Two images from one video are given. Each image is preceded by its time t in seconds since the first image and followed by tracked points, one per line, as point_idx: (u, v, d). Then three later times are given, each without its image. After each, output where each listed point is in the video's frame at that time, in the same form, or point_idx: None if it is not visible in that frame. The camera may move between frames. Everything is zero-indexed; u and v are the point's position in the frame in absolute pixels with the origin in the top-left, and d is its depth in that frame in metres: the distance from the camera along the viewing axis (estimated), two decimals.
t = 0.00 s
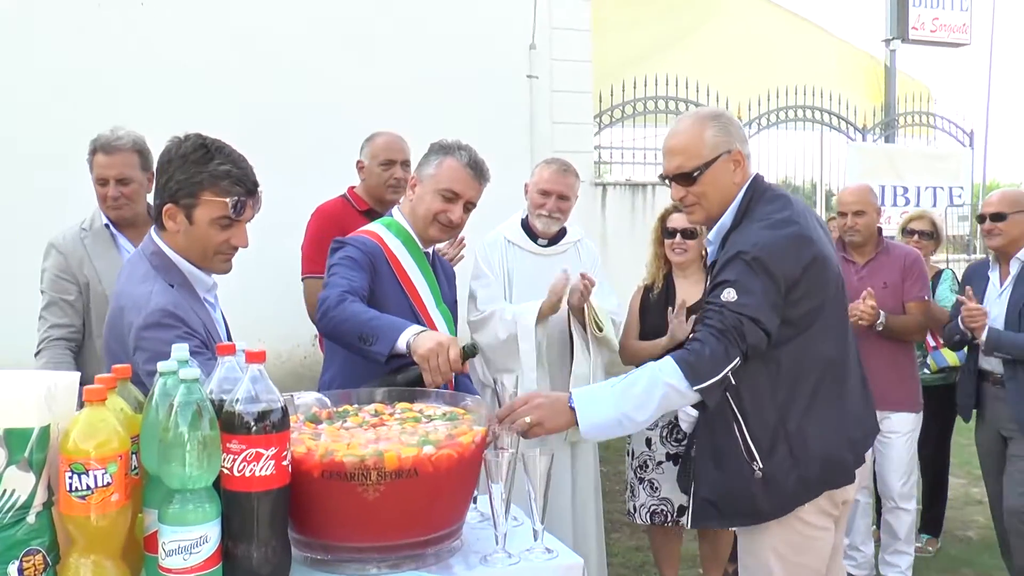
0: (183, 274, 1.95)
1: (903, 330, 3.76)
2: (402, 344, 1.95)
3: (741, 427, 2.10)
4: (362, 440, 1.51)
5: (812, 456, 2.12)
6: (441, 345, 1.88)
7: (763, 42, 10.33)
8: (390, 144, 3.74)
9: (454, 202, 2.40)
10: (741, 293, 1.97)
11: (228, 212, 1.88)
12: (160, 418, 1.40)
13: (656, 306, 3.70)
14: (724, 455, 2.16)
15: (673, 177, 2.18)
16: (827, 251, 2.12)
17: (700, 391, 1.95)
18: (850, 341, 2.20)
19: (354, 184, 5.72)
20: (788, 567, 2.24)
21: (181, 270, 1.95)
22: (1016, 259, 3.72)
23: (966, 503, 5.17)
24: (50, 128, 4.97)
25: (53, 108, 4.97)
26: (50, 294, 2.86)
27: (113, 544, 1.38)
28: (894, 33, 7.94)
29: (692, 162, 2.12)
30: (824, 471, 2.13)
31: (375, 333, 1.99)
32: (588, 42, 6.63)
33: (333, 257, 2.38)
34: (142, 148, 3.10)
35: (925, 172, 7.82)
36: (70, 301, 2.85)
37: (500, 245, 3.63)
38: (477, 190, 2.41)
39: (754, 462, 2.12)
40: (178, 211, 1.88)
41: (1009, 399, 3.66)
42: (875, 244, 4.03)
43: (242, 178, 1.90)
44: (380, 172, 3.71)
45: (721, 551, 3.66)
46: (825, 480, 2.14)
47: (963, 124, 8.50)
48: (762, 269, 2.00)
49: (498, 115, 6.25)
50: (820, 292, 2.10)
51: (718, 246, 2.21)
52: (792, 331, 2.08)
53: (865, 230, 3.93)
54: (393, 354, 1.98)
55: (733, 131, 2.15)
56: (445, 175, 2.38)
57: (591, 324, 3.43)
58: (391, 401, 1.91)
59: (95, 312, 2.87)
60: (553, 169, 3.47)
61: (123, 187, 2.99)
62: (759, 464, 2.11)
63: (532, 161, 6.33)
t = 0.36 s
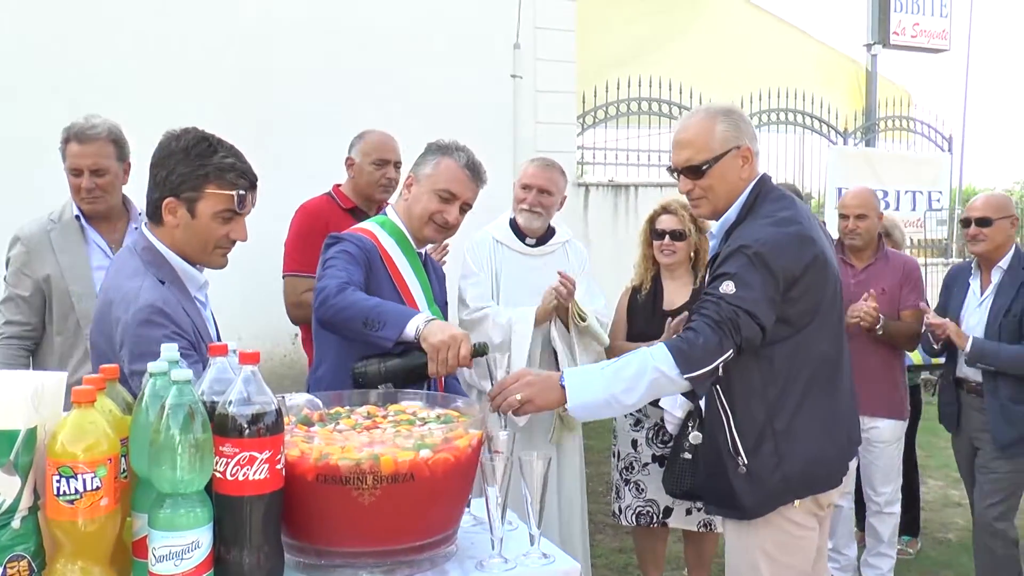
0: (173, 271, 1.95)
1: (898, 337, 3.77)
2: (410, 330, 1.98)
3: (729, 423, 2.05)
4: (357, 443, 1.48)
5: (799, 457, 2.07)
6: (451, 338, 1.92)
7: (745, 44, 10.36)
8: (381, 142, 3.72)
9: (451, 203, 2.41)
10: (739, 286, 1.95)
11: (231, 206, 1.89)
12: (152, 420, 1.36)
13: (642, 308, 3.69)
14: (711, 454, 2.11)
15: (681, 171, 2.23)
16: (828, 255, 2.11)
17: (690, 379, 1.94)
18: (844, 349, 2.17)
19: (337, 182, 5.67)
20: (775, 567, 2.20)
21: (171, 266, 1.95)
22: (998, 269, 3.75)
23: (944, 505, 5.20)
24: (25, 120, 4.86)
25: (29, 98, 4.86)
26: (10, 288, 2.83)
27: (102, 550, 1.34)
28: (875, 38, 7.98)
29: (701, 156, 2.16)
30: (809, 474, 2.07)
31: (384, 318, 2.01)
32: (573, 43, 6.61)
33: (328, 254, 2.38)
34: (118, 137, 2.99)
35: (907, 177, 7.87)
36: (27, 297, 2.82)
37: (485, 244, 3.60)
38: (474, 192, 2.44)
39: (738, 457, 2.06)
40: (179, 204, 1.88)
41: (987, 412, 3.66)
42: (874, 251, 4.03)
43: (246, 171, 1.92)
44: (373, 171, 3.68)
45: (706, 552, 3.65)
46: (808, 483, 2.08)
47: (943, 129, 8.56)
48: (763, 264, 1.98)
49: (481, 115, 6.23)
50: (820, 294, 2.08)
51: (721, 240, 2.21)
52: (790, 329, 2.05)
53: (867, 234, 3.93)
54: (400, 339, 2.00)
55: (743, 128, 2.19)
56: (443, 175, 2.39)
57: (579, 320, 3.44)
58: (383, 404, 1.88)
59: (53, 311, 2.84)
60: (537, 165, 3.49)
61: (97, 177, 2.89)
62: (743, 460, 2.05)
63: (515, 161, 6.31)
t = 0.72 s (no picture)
0: (165, 267, 1.91)
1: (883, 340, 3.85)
2: (407, 317, 1.97)
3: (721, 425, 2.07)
4: (355, 446, 1.46)
5: (789, 459, 2.09)
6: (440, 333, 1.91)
7: (723, 45, 10.40)
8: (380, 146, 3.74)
9: (444, 205, 2.41)
10: (735, 289, 1.99)
11: (225, 201, 1.85)
12: (149, 426, 1.34)
13: (625, 305, 3.69)
14: (703, 455, 2.13)
15: (679, 173, 2.29)
16: (822, 261, 2.15)
17: (684, 380, 1.95)
18: (836, 354, 2.20)
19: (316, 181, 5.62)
20: (765, 570, 2.20)
21: (161, 262, 1.91)
22: (983, 271, 3.78)
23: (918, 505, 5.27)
24: None
25: None
26: None
27: (96, 557, 1.31)
28: (851, 43, 8.07)
29: (700, 159, 2.22)
30: (799, 477, 2.10)
31: (380, 305, 2.01)
32: (552, 44, 6.63)
33: (321, 250, 2.37)
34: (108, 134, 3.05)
35: (881, 180, 7.98)
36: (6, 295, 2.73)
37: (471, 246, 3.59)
38: (467, 194, 2.43)
39: (730, 461, 2.07)
40: (173, 198, 1.85)
41: (960, 414, 3.69)
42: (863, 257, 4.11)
43: (240, 166, 1.90)
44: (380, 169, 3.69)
45: (689, 554, 3.68)
46: (797, 487, 2.10)
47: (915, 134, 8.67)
48: (759, 267, 2.02)
49: (461, 115, 6.21)
50: (814, 299, 2.12)
51: (717, 242, 2.27)
52: (783, 333, 2.09)
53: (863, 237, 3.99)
54: (397, 327, 1.99)
55: (741, 131, 2.25)
56: (436, 177, 2.38)
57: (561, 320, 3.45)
58: (382, 406, 1.91)
59: (31, 312, 2.77)
60: (515, 165, 3.46)
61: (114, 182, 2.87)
62: (735, 463, 2.07)
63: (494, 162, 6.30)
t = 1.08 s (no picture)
0: (155, 261, 1.93)
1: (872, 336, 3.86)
2: (402, 309, 1.96)
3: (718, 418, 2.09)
4: (359, 445, 1.46)
5: (784, 453, 2.12)
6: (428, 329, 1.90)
7: (701, 44, 10.46)
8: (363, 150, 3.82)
9: (435, 203, 2.41)
10: (729, 285, 2.01)
11: (225, 195, 1.88)
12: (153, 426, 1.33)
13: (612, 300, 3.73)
14: (700, 451, 2.16)
15: (671, 171, 2.31)
16: (814, 258, 2.18)
17: (679, 374, 1.96)
18: (828, 350, 2.23)
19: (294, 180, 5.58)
20: (758, 564, 2.23)
21: (149, 255, 1.92)
22: (959, 262, 3.80)
23: (896, 498, 5.34)
24: None
25: None
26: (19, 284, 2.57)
27: (102, 559, 1.30)
28: (825, 42, 8.14)
29: (692, 157, 2.24)
30: (793, 472, 2.13)
31: (377, 298, 2.01)
32: (528, 42, 6.63)
33: (313, 245, 2.36)
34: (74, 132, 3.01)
35: (855, 178, 8.07)
36: (41, 293, 2.62)
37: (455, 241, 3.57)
38: (458, 192, 2.43)
39: (726, 457, 2.10)
40: (171, 193, 1.86)
41: (931, 406, 3.74)
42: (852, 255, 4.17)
43: (236, 162, 1.92)
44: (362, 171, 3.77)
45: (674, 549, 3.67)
46: (792, 482, 2.14)
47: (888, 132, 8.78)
48: (753, 263, 2.04)
49: (439, 113, 6.20)
50: (806, 295, 2.15)
51: (711, 239, 2.29)
52: (775, 329, 2.12)
53: (852, 235, 4.05)
54: (393, 321, 1.97)
55: (733, 129, 2.27)
56: (427, 175, 2.38)
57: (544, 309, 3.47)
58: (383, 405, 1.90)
59: (58, 312, 2.69)
60: (514, 168, 3.43)
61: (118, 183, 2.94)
62: (730, 460, 2.10)
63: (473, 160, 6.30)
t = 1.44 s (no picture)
0: (146, 261, 1.91)
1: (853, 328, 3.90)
2: (396, 304, 1.95)
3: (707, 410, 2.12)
4: (361, 442, 1.47)
5: (771, 444, 2.16)
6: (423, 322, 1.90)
7: (675, 40, 10.51)
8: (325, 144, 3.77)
9: (421, 200, 2.40)
10: (718, 278, 2.03)
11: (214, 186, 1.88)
12: (156, 426, 1.32)
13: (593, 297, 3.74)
14: (690, 443, 2.19)
15: (658, 165, 2.34)
16: (800, 252, 2.21)
17: (671, 367, 1.97)
18: (815, 342, 2.27)
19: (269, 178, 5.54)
20: (749, 554, 2.25)
21: (142, 255, 1.90)
22: (934, 255, 3.87)
23: (873, 488, 5.41)
24: None
25: None
26: (29, 287, 2.53)
27: (108, 561, 1.30)
28: (796, 39, 8.21)
29: (678, 151, 2.27)
30: (779, 463, 2.17)
31: (367, 294, 1.99)
32: (503, 39, 6.62)
33: (300, 243, 2.35)
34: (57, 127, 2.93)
35: (826, 173, 8.15)
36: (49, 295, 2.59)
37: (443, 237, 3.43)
38: (442, 189, 2.43)
39: (715, 448, 2.13)
40: (163, 193, 1.85)
41: (910, 396, 3.80)
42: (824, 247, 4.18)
43: (222, 154, 1.91)
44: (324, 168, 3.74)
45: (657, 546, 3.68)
46: (779, 472, 2.18)
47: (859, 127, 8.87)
48: (741, 256, 2.07)
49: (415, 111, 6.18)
50: (792, 287, 2.18)
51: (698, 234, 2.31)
52: (763, 321, 2.14)
53: (820, 228, 4.10)
54: (386, 315, 1.96)
55: (719, 125, 2.30)
56: (412, 172, 2.37)
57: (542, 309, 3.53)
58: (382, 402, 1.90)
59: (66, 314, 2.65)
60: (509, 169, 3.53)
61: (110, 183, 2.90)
62: (720, 451, 2.13)
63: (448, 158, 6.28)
